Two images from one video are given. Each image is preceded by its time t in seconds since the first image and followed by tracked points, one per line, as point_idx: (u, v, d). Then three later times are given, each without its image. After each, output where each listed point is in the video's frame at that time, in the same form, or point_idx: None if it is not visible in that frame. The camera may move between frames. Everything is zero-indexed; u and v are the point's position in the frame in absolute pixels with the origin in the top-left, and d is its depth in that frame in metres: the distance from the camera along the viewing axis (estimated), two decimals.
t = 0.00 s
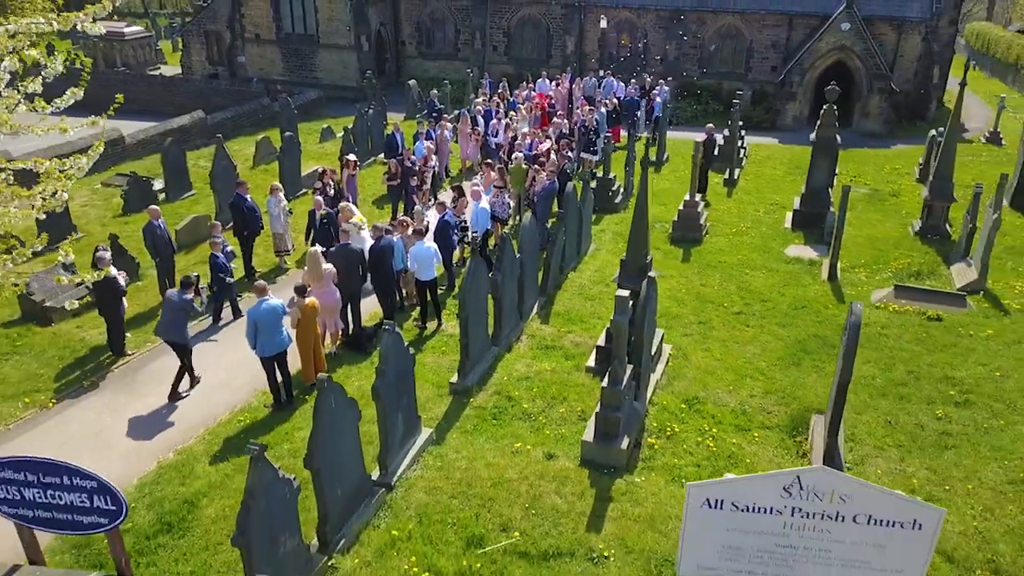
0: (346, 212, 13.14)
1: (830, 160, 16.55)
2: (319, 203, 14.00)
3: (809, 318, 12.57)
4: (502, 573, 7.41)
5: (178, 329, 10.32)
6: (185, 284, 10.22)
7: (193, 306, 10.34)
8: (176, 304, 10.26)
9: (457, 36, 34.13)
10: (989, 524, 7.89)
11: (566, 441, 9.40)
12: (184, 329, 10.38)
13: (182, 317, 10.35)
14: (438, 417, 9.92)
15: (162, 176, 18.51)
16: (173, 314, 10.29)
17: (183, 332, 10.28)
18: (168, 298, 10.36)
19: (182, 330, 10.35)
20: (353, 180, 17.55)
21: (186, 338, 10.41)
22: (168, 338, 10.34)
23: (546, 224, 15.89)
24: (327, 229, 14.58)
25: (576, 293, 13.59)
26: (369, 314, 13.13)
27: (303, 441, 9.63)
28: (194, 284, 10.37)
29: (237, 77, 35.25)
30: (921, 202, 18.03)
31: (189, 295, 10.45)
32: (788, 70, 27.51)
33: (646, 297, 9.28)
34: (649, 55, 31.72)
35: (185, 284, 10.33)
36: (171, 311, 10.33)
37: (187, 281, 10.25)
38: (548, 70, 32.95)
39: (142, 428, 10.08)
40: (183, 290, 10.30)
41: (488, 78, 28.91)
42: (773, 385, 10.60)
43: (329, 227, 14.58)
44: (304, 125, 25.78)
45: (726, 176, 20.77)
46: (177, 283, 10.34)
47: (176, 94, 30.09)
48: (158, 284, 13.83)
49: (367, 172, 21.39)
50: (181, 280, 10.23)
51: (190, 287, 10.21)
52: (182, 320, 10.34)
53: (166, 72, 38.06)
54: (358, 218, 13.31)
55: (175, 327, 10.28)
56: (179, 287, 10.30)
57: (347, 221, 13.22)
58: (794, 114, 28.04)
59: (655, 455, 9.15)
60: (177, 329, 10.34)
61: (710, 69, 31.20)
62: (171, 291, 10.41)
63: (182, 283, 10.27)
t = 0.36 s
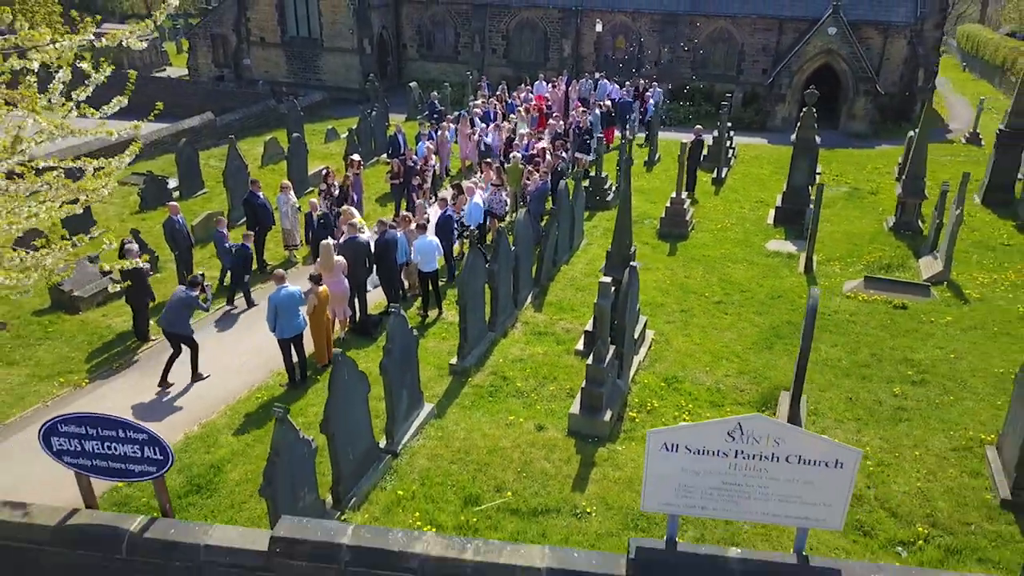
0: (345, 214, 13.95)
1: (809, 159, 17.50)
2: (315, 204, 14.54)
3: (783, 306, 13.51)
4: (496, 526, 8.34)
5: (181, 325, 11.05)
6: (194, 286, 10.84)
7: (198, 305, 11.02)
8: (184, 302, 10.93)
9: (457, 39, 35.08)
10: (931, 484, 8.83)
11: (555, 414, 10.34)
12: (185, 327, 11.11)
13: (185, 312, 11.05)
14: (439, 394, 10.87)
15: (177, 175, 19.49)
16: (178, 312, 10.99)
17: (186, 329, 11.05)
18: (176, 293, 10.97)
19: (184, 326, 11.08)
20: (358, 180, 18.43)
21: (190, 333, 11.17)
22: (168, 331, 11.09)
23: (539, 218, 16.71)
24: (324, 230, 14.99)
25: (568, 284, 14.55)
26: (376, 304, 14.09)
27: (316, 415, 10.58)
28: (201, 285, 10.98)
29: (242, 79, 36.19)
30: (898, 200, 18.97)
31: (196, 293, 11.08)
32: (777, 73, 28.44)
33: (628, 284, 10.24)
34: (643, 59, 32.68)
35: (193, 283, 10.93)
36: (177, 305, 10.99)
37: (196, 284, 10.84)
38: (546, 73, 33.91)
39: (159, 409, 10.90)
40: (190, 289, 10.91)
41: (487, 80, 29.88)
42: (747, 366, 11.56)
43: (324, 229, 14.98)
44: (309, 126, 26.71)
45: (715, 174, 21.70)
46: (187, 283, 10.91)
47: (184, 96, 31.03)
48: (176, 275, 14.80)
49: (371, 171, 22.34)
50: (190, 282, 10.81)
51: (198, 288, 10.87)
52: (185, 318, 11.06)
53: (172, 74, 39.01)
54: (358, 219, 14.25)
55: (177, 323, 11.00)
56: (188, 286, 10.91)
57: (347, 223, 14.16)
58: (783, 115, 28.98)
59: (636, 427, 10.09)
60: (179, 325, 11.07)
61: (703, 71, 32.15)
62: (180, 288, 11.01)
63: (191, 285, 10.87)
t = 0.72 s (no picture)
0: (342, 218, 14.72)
1: (790, 161, 18.47)
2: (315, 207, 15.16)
3: (761, 299, 14.47)
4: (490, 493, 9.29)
5: (183, 323, 11.74)
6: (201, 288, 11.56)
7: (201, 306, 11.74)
8: (189, 302, 11.63)
9: (456, 43, 36.05)
10: (884, 456, 9.80)
11: (546, 396, 11.30)
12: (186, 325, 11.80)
13: (188, 310, 11.75)
14: (439, 378, 11.83)
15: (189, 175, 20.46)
16: (181, 311, 11.66)
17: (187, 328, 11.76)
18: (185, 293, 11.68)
19: (184, 324, 11.76)
20: (362, 181, 19.33)
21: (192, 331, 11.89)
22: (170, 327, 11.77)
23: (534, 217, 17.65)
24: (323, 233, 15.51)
25: (560, 278, 15.51)
26: (381, 297, 15.06)
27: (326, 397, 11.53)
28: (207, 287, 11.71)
29: (248, 82, 37.16)
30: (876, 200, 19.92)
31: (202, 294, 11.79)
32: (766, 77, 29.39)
33: (613, 277, 11.20)
34: (637, 63, 33.64)
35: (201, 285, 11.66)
36: (183, 303, 11.69)
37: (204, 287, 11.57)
38: (543, 76, 34.88)
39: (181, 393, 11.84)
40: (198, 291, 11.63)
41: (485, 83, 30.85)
42: (724, 353, 12.52)
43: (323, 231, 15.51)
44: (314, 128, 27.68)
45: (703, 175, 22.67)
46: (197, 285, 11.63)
47: (192, 99, 32.00)
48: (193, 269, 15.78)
49: (374, 172, 23.30)
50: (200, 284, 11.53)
51: (204, 289, 11.60)
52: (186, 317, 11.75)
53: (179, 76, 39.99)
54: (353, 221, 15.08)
55: (180, 321, 11.68)
56: (195, 287, 11.64)
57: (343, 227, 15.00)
58: (772, 118, 29.93)
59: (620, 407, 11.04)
60: (180, 323, 11.75)
61: (696, 75, 33.10)
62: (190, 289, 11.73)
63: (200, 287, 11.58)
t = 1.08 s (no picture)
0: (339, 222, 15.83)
1: (772, 166, 19.55)
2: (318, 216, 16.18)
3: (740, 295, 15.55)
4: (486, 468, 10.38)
5: (199, 323, 12.70)
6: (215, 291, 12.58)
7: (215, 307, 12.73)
8: (203, 304, 12.60)
9: (457, 49, 37.16)
10: (842, 435, 10.89)
11: (539, 383, 12.38)
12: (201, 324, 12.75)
13: (203, 312, 12.71)
14: (441, 367, 12.91)
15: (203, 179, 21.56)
16: (196, 312, 12.61)
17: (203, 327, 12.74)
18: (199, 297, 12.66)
19: (199, 324, 12.71)
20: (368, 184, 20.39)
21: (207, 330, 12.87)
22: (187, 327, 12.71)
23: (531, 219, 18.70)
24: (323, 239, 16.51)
25: (554, 277, 16.60)
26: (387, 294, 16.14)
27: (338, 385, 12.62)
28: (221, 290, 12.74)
29: (254, 87, 38.22)
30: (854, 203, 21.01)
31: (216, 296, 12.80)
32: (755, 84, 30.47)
33: (599, 275, 12.30)
34: (632, 68, 34.73)
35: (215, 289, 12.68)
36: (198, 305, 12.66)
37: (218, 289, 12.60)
38: (541, 82, 35.98)
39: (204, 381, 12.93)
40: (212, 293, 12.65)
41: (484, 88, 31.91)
42: (703, 345, 13.61)
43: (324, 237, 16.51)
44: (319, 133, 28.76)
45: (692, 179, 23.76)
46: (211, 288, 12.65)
47: (201, 104, 33.06)
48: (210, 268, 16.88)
49: (378, 175, 24.37)
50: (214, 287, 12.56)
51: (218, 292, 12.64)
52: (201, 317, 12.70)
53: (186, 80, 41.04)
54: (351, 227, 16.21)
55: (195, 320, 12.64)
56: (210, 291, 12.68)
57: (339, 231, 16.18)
58: (761, 123, 31.02)
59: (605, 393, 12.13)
60: (195, 323, 12.70)
61: (688, 80, 34.18)
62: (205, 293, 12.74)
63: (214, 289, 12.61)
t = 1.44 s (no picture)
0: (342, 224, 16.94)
1: (756, 170, 20.64)
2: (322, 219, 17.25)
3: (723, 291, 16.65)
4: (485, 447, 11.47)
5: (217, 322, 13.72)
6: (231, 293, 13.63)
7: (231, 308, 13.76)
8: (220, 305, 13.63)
9: (457, 54, 38.23)
10: (807, 417, 11.98)
11: (533, 372, 13.47)
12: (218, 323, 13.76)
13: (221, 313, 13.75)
14: (444, 357, 14.02)
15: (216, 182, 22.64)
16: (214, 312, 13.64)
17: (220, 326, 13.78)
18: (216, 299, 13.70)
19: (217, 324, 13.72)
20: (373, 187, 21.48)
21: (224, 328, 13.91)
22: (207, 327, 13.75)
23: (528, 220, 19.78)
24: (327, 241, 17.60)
25: (548, 274, 17.69)
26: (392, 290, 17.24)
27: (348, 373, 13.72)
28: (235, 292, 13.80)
29: (259, 91, 39.25)
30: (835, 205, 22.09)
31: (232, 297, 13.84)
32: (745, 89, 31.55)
33: (588, 273, 13.42)
34: (627, 74, 35.80)
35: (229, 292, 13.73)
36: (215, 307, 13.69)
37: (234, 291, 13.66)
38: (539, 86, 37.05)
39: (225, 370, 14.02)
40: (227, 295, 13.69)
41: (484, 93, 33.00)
42: (685, 337, 14.71)
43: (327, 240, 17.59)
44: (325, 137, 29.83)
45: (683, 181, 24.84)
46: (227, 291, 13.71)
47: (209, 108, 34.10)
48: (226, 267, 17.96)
49: (382, 178, 25.45)
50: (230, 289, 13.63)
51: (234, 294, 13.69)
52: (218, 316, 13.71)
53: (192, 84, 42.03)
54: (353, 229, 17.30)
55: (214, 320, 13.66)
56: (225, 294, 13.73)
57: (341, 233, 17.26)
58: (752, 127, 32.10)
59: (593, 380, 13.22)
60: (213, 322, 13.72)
61: (682, 85, 35.25)
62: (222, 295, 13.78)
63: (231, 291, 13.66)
